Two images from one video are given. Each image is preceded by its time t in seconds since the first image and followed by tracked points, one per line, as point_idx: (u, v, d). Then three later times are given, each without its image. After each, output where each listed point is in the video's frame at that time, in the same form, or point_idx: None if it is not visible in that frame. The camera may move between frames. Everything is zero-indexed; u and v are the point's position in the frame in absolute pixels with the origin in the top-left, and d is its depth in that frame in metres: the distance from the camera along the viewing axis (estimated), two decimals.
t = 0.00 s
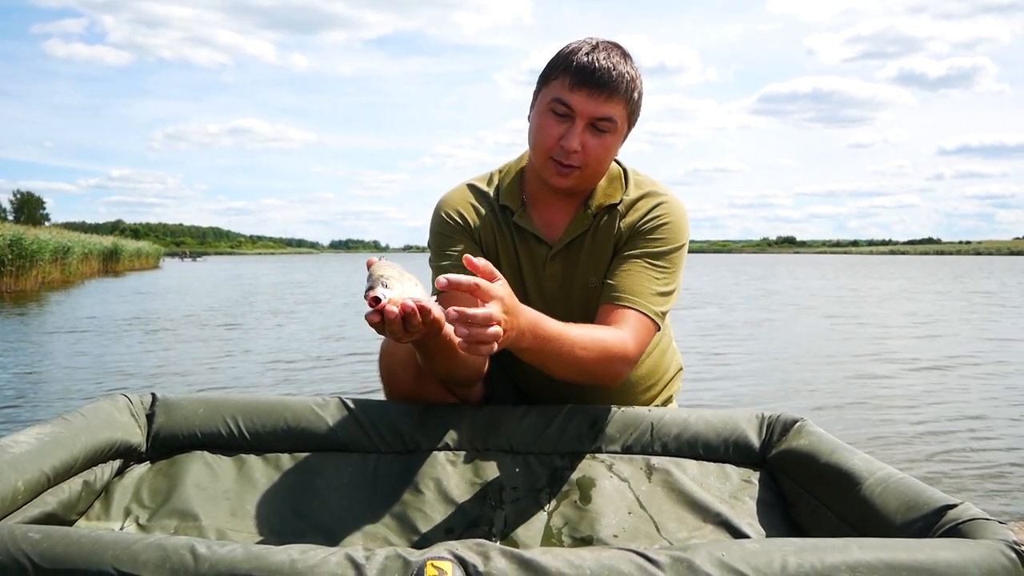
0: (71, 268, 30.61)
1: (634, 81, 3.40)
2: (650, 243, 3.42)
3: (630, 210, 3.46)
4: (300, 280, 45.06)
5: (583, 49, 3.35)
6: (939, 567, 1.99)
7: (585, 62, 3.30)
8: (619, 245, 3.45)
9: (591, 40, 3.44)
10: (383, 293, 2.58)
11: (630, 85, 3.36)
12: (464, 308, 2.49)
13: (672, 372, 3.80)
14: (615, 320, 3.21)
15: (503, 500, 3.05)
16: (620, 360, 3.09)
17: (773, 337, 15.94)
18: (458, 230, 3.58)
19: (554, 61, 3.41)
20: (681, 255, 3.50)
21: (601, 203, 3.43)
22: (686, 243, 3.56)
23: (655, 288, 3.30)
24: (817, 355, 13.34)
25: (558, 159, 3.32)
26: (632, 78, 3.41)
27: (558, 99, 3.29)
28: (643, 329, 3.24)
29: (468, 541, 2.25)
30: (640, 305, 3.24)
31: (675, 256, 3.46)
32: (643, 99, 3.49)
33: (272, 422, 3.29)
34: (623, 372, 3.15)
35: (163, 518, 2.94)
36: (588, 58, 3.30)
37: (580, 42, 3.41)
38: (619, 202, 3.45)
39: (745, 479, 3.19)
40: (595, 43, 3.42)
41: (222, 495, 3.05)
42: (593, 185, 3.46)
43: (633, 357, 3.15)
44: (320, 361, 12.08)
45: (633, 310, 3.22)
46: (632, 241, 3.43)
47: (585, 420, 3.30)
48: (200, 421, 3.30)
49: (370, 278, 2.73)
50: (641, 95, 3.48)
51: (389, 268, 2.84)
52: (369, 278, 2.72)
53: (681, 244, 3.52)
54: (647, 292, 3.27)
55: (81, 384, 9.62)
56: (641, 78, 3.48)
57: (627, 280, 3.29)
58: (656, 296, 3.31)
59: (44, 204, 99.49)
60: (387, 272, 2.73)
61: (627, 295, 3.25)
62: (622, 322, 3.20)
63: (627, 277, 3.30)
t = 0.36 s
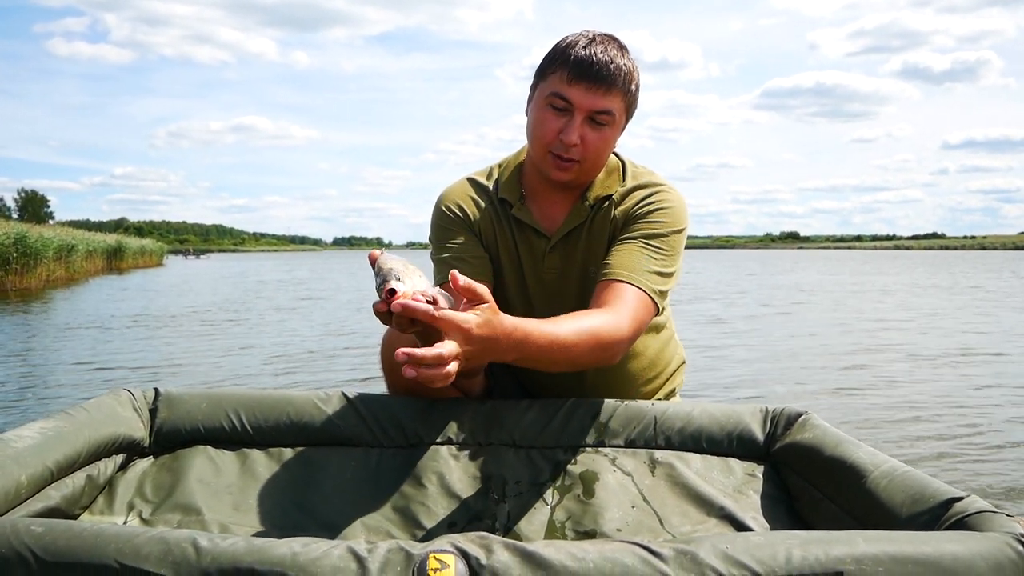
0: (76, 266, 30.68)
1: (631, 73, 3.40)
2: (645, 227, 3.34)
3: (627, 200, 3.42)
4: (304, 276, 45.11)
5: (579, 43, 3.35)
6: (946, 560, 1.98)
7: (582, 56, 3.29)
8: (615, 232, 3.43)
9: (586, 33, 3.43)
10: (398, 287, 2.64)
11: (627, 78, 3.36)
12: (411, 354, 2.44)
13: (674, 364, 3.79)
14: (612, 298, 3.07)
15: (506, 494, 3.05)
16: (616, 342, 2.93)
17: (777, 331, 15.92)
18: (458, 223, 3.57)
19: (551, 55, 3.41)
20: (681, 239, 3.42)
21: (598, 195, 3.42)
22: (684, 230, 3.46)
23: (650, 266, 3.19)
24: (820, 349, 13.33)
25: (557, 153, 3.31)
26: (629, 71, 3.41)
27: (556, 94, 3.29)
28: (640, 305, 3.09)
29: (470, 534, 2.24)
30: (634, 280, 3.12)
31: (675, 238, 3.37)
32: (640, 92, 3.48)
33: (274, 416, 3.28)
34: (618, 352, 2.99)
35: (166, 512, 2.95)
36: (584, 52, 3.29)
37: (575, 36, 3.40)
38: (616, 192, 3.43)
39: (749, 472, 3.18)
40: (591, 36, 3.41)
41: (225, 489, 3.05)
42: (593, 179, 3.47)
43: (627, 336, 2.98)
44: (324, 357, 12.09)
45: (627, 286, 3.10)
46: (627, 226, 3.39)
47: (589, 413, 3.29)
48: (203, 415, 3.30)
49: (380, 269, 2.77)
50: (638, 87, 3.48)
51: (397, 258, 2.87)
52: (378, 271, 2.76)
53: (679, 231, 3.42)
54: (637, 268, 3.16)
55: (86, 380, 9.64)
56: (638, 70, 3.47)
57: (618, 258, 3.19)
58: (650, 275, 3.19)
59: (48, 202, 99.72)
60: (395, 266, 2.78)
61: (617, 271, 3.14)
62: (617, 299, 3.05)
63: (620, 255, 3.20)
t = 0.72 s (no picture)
0: (85, 266, 30.84)
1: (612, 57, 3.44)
2: (661, 235, 3.42)
3: (634, 198, 3.45)
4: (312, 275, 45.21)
5: (553, 36, 3.41)
6: (957, 554, 1.96)
7: (559, 46, 3.35)
8: (626, 239, 3.46)
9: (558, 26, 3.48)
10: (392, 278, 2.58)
11: (608, 59, 3.39)
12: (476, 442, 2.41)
13: (680, 359, 3.78)
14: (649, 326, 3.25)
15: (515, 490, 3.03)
16: (658, 370, 3.11)
17: (784, 327, 15.88)
18: (460, 222, 3.58)
19: (529, 54, 3.47)
20: (690, 240, 3.50)
21: (600, 190, 3.44)
22: (692, 228, 3.54)
23: (678, 280, 3.34)
24: (827, 344, 13.29)
25: (554, 142, 3.32)
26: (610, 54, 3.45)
27: (542, 86, 3.32)
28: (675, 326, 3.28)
29: (478, 531, 2.24)
30: (669, 303, 3.28)
31: (685, 241, 3.46)
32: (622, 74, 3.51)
33: (282, 413, 3.29)
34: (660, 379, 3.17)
35: (174, 510, 2.95)
36: (560, 43, 3.35)
37: (548, 31, 3.46)
38: (619, 189, 3.45)
39: (758, 468, 3.17)
40: (564, 27, 3.47)
41: (234, 487, 3.06)
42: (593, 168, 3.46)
43: (669, 365, 3.19)
44: (332, 355, 12.11)
45: (665, 310, 3.27)
46: (642, 232, 3.44)
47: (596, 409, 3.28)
48: (211, 413, 3.31)
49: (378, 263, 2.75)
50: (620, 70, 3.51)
51: (396, 250, 2.87)
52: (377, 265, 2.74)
53: (688, 230, 3.51)
54: (671, 288, 3.30)
55: (95, 379, 9.68)
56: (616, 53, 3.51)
57: (652, 279, 3.31)
58: (678, 288, 3.33)
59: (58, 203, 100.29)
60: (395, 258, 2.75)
61: (658, 296, 3.28)
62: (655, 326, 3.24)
63: (655, 273, 3.33)
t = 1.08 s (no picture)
0: (87, 267, 30.86)
1: (577, 46, 3.41)
2: (654, 226, 3.37)
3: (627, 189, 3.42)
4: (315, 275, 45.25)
5: (517, 37, 3.39)
6: (966, 552, 1.94)
7: (524, 46, 3.33)
8: (624, 231, 3.42)
9: (521, 27, 3.48)
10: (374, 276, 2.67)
11: (575, 49, 3.36)
12: (509, 290, 2.59)
13: (684, 354, 3.77)
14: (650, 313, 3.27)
15: (520, 490, 3.03)
16: (668, 350, 3.17)
17: (786, 324, 15.89)
18: (457, 227, 3.62)
19: (497, 60, 3.47)
20: (687, 226, 3.44)
21: (592, 184, 3.42)
22: (687, 215, 3.48)
23: (679, 270, 3.31)
24: (829, 340, 13.29)
25: (535, 140, 3.31)
26: (575, 43, 3.42)
27: (513, 87, 3.32)
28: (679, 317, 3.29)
29: (484, 530, 2.23)
30: (673, 293, 3.27)
31: (681, 229, 3.40)
32: (593, 61, 3.49)
33: (285, 414, 3.28)
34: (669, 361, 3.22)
35: (179, 511, 2.94)
36: (525, 42, 3.34)
37: (511, 34, 3.46)
38: (612, 181, 3.43)
39: (764, 466, 3.16)
40: (527, 27, 3.45)
41: (239, 488, 3.05)
42: (580, 159, 3.45)
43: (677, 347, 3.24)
44: (335, 354, 12.12)
45: (670, 303, 3.26)
46: (639, 223, 3.40)
47: (602, 407, 3.29)
48: (215, 413, 3.30)
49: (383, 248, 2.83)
50: (590, 57, 3.48)
51: (417, 234, 2.91)
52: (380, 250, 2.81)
53: (682, 218, 3.45)
54: (674, 276, 3.28)
55: (99, 379, 9.69)
56: (583, 42, 3.49)
57: (654, 269, 3.29)
58: (679, 277, 3.31)
59: (60, 205, 100.50)
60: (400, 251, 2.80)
61: (662, 286, 3.26)
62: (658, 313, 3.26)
63: (654, 264, 3.29)
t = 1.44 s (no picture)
0: (94, 273, 30.97)
1: (550, 50, 3.41)
2: (648, 222, 3.36)
3: (622, 189, 3.43)
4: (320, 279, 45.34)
5: (490, 49, 3.41)
6: (983, 556, 1.92)
7: (497, 57, 3.35)
8: (620, 228, 3.43)
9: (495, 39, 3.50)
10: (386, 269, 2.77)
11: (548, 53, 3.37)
12: (516, 274, 2.66)
13: (691, 354, 3.74)
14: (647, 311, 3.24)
15: (530, 493, 3.01)
16: (670, 347, 3.15)
17: (791, 325, 15.88)
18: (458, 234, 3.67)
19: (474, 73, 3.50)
20: (681, 221, 3.41)
21: (586, 185, 3.43)
22: (682, 211, 3.46)
23: (676, 265, 3.28)
24: (836, 341, 13.27)
25: (519, 147, 3.32)
26: (548, 47, 3.42)
27: (491, 98, 3.34)
28: (678, 313, 3.25)
29: (495, 535, 2.22)
30: (669, 288, 3.23)
31: (676, 224, 3.37)
32: (569, 63, 3.49)
33: (293, 418, 3.27)
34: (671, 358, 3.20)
35: (189, 516, 2.94)
36: (498, 53, 3.36)
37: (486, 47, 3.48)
38: (605, 181, 3.44)
39: (774, 469, 3.14)
40: (500, 38, 3.47)
41: (247, 493, 3.04)
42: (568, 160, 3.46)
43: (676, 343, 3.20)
44: (342, 358, 12.13)
45: (667, 299, 3.23)
46: (633, 219, 3.40)
47: (611, 410, 3.28)
48: (224, 418, 3.30)
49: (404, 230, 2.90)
50: (566, 59, 3.48)
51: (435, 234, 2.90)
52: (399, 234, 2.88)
53: (679, 214, 3.43)
54: (670, 271, 3.26)
55: (107, 383, 9.71)
56: (556, 44, 3.49)
57: (648, 265, 3.27)
58: (677, 272, 3.28)
59: (66, 211, 100.95)
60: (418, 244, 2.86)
61: (658, 282, 3.24)
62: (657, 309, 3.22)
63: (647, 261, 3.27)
